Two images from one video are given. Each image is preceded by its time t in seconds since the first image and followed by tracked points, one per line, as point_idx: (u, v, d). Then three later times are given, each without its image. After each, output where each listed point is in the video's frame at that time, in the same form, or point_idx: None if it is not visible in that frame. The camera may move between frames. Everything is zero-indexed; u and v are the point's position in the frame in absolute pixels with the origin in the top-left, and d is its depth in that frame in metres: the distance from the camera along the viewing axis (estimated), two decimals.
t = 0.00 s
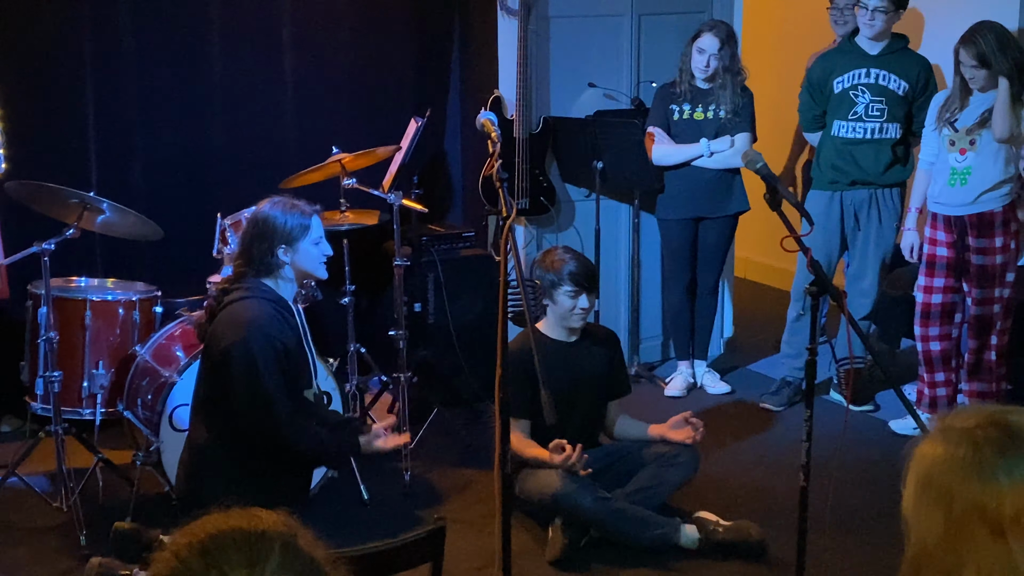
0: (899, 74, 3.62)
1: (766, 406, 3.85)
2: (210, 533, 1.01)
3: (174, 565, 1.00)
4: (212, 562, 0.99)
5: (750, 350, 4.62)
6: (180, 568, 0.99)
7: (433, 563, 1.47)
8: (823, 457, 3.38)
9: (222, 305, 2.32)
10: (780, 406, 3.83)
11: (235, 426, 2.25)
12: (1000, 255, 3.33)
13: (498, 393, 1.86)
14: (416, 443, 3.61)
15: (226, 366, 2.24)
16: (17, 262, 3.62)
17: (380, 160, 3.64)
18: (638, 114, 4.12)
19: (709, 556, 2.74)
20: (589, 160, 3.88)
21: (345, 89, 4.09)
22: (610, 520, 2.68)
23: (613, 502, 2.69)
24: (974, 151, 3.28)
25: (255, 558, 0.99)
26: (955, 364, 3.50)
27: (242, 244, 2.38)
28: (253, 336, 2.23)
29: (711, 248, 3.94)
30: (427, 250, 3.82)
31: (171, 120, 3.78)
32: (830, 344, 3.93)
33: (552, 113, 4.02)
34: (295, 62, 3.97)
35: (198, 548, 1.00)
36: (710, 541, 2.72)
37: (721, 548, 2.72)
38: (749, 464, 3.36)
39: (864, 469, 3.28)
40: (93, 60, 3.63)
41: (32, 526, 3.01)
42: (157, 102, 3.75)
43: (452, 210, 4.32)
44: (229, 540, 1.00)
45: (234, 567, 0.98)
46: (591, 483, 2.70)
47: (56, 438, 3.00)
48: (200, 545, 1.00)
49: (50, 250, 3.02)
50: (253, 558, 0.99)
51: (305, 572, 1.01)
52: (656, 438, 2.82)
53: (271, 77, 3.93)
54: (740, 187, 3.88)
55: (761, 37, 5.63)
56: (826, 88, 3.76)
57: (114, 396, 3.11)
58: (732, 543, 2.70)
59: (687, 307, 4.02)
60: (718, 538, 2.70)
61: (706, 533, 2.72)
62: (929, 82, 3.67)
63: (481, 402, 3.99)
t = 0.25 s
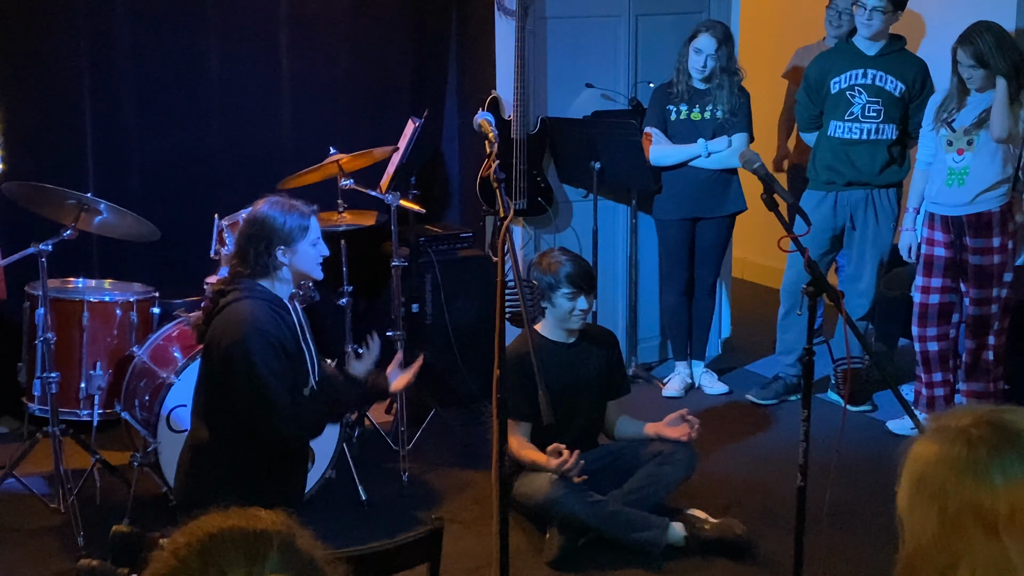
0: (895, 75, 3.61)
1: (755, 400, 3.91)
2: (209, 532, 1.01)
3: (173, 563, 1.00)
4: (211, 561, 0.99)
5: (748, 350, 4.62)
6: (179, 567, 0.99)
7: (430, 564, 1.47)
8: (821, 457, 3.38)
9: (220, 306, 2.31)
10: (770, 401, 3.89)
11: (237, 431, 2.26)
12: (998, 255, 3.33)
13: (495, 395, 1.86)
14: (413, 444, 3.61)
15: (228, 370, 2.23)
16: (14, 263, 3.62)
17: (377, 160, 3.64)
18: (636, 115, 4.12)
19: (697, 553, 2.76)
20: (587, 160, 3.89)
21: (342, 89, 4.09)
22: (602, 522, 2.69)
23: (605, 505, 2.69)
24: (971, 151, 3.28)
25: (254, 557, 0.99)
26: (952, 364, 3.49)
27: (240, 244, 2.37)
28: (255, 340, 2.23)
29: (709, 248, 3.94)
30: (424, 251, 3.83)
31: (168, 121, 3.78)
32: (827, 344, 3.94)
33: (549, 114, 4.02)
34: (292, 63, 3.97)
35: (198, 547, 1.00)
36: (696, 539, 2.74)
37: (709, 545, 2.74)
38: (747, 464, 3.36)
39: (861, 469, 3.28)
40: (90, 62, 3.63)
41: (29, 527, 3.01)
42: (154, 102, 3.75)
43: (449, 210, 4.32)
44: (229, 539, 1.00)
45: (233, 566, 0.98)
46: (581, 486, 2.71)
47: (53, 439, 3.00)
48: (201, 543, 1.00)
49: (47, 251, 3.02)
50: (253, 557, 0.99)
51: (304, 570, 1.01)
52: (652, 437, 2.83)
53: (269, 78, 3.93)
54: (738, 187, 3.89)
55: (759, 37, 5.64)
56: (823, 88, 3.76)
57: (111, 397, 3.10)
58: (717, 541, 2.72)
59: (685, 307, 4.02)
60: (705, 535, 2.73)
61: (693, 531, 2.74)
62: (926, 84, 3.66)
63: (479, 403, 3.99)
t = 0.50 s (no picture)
0: (887, 74, 3.63)
1: (765, 399, 3.95)
2: (206, 532, 1.02)
3: (169, 563, 1.00)
4: (208, 562, 0.99)
5: (746, 351, 4.62)
6: (175, 567, 0.99)
7: (428, 565, 1.47)
8: (819, 458, 3.39)
9: (228, 311, 2.30)
10: (779, 400, 3.93)
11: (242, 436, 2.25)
12: (996, 255, 3.33)
13: (494, 396, 1.85)
14: (411, 445, 3.61)
15: (238, 374, 2.23)
16: (12, 265, 3.62)
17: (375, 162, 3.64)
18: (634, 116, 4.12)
19: (680, 546, 2.79)
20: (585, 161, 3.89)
21: (340, 90, 4.09)
22: (592, 520, 2.68)
23: (593, 502, 2.68)
24: (969, 151, 3.29)
25: (250, 557, 1.00)
26: (950, 365, 3.49)
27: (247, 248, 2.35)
28: (266, 345, 2.23)
29: (706, 249, 3.95)
30: (422, 252, 3.82)
31: (167, 121, 3.79)
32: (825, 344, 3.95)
33: (547, 115, 4.03)
34: (290, 63, 3.97)
35: (196, 547, 1.00)
36: (680, 531, 2.77)
37: (691, 538, 2.78)
38: (745, 465, 3.37)
39: (859, 470, 3.28)
40: (88, 63, 3.63)
41: (27, 528, 3.01)
42: (152, 103, 3.75)
43: (448, 212, 4.32)
44: (226, 539, 1.00)
45: (228, 566, 0.98)
46: (569, 483, 2.69)
47: (51, 440, 3.00)
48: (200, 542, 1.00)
49: (45, 253, 3.02)
50: (250, 557, 1.00)
51: (302, 570, 1.01)
52: (647, 435, 2.83)
53: (267, 79, 3.93)
54: (735, 188, 3.89)
55: (759, 39, 5.64)
56: (816, 88, 3.79)
57: (109, 399, 3.10)
58: (700, 532, 2.76)
59: (683, 308, 4.02)
60: (688, 527, 2.76)
61: (677, 523, 2.78)
62: (918, 85, 3.66)
63: (477, 404, 3.99)
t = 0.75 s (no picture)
0: (876, 72, 3.62)
1: (766, 400, 3.96)
2: (200, 533, 1.02)
3: (166, 563, 1.00)
4: (204, 562, 0.99)
5: (746, 353, 4.62)
6: (172, 568, 0.99)
7: (427, 566, 1.47)
8: (818, 459, 3.39)
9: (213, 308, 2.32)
10: (781, 400, 3.94)
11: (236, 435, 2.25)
12: (995, 256, 3.33)
13: (494, 397, 1.85)
14: (411, 446, 3.61)
15: (224, 371, 2.24)
16: (12, 266, 3.62)
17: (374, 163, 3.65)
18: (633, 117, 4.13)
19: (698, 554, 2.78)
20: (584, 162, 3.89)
21: (340, 91, 4.10)
22: (603, 526, 2.68)
23: (604, 508, 2.68)
24: (968, 153, 3.29)
25: (245, 556, 1.00)
26: (949, 366, 3.50)
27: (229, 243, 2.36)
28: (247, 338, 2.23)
29: (705, 250, 3.95)
30: (422, 254, 3.83)
31: (167, 123, 3.79)
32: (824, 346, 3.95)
33: (546, 116, 4.03)
34: (290, 65, 3.97)
35: (192, 547, 1.00)
36: (698, 538, 2.77)
37: (709, 545, 2.77)
38: (744, 466, 3.37)
39: (858, 471, 3.29)
40: (88, 64, 3.63)
41: (26, 530, 3.01)
42: (152, 104, 3.75)
43: (447, 213, 4.32)
44: (221, 539, 1.01)
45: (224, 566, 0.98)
46: (580, 489, 2.70)
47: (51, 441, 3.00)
48: (195, 542, 1.00)
49: (45, 254, 3.02)
50: (246, 558, 1.00)
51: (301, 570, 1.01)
52: (646, 436, 2.84)
53: (266, 80, 3.94)
54: (734, 189, 3.89)
55: (758, 40, 5.64)
56: (805, 88, 3.80)
57: (109, 400, 3.10)
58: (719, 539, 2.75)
59: (682, 309, 4.02)
60: (708, 535, 2.75)
61: (694, 531, 2.77)
62: (908, 82, 3.64)
63: (477, 405, 3.99)
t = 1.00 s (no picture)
0: (866, 73, 3.62)
1: (766, 402, 3.96)
2: (199, 534, 1.02)
3: (165, 565, 1.01)
4: (204, 562, 0.99)
5: (746, 354, 4.62)
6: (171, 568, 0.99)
7: (428, 567, 1.47)
8: (818, 461, 3.39)
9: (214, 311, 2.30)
10: (780, 402, 3.94)
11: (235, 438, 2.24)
12: (994, 258, 3.33)
13: (495, 397, 1.86)
14: (411, 447, 3.62)
15: (227, 372, 2.24)
16: (12, 267, 3.63)
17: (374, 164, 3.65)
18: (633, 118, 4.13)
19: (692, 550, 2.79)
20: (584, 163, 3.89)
21: (340, 93, 4.10)
22: (596, 526, 2.67)
23: (598, 509, 2.67)
24: (968, 155, 3.29)
25: (245, 556, 1.00)
26: (949, 368, 3.50)
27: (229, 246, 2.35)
28: (253, 342, 2.23)
29: (705, 252, 3.95)
30: (422, 255, 3.83)
31: (167, 124, 3.79)
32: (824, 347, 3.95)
33: (547, 118, 4.03)
34: (290, 66, 3.98)
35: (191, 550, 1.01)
36: (691, 534, 2.78)
37: (703, 542, 2.78)
38: (744, 467, 3.37)
39: (858, 473, 3.29)
40: (89, 66, 3.63)
41: (26, 531, 3.01)
42: (153, 106, 3.76)
43: (447, 214, 4.33)
44: (220, 541, 1.01)
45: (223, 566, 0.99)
46: (574, 490, 2.69)
47: (51, 442, 3.00)
48: (195, 544, 1.00)
49: (45, 255, 3.02)
50: (245, 559, 1.00)
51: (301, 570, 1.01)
52: (646, 436, 2.83)
53: (266, 81, 3.94)
54: (734, 190, 3.89)
55: (758, 42, 5.64)
56: (796, 89, 3.80)
57: (109, 401, 3.10)
58: (714, 536, 2.76)
59: (682, 311, 4.03)
60: (701, 531, 2.76)
61: (687, 527, 2.78)
62: (899, 82, 3.63)
63: (477, 406, 3.99)
